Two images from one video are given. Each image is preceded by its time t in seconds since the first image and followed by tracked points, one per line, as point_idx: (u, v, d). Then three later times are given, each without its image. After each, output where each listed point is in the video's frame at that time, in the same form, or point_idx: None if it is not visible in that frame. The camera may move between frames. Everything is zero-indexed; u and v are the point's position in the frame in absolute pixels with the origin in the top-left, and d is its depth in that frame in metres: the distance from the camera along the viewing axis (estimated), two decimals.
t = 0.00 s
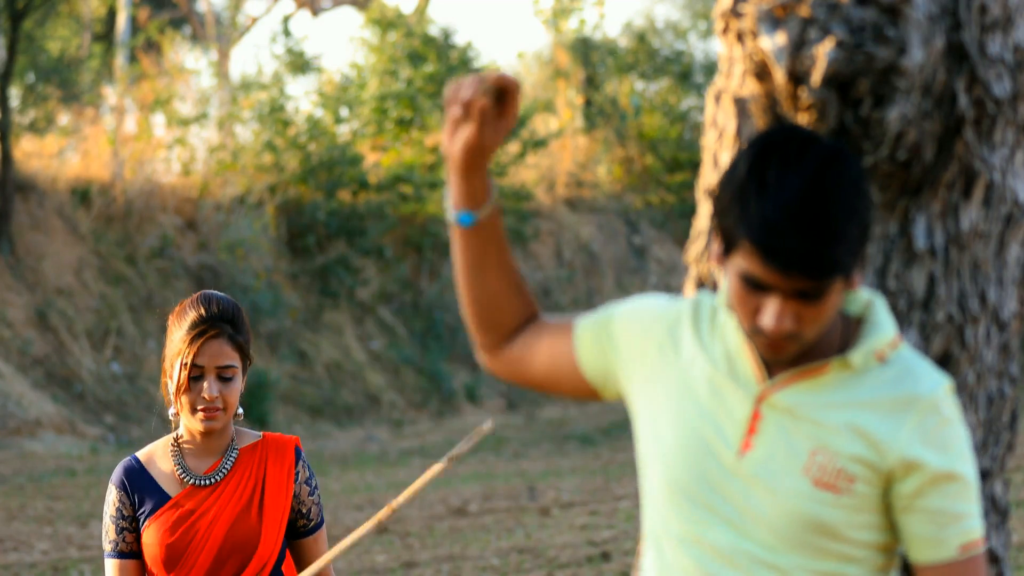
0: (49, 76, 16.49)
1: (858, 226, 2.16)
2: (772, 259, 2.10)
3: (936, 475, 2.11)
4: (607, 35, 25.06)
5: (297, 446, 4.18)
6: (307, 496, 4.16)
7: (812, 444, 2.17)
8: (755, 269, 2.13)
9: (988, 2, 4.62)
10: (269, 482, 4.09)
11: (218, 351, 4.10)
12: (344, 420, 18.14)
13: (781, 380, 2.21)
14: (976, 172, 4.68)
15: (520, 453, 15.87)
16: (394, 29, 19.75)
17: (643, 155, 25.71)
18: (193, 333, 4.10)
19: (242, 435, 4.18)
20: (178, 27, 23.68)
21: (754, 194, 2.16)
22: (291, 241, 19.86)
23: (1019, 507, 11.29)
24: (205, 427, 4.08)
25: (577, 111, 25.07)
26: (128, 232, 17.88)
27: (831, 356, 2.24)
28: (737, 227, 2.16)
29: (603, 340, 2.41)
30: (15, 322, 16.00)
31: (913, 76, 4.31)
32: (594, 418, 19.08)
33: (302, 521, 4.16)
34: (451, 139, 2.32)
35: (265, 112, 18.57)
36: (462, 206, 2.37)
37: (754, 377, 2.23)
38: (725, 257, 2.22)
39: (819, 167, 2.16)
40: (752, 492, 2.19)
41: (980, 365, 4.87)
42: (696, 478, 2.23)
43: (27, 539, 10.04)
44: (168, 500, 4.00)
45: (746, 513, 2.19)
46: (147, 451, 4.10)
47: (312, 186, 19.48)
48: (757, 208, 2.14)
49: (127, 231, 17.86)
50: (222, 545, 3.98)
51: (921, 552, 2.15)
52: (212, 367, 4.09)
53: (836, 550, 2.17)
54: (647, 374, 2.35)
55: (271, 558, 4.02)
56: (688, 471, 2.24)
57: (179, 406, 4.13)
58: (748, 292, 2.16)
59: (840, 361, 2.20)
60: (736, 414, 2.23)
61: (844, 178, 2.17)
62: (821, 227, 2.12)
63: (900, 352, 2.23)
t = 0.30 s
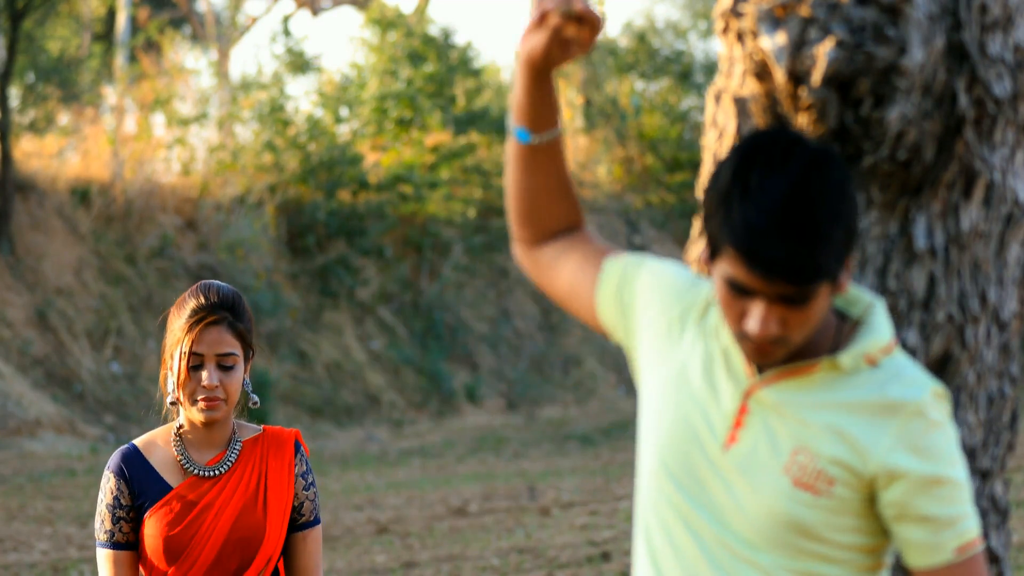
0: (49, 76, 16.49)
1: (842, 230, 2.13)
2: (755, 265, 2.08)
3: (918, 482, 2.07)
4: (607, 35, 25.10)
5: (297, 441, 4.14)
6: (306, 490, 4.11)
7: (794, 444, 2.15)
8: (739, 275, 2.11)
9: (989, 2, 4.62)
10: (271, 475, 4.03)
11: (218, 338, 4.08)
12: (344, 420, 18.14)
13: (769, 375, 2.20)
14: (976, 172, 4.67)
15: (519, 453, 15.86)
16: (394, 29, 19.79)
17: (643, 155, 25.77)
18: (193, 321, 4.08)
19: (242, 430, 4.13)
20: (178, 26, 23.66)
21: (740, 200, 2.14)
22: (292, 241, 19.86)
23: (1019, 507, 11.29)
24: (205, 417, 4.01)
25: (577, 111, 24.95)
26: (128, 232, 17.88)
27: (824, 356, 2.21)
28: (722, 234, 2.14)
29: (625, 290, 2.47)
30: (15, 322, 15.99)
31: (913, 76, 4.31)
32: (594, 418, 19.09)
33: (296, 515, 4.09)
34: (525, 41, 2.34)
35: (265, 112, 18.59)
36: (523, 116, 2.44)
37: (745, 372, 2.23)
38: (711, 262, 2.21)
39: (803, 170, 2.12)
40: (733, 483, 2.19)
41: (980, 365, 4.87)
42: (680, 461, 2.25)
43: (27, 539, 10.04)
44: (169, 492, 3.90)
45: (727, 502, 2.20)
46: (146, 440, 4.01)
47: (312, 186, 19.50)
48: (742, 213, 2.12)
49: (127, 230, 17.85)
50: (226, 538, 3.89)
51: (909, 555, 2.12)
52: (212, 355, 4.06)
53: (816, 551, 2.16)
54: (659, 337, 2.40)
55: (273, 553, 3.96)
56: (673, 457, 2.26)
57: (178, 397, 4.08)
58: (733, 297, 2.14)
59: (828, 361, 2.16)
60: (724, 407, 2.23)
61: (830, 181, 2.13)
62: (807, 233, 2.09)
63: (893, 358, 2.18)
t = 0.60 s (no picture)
0: (49, 76, 16.49)
1: (841, 237, 2.12)
2: (753, 271, 2.08)
3: (918, 485, 2.07)
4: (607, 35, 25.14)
5: (296, 432, 4.12)
6: (304, 481, 4.09)
7: (794, 445, 2.15)
8: (738, 281, 2.11)
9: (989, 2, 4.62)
10: (270, 465, 4.02)
11: (212, 337, 4.02)
12: (344, 420, 18.13)
13: (770, 376, 2.20)
14: (976, 172, 4.67)
15: (519, 453, 15.87)
16: (394, 29, 19.88)
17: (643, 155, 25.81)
18: (185, 320, 4.02)
19: (240, 421, 4.11)
20: (178, 26, 23.67)
21: (739, 206, 2.13)
22: (291, 241, 19.84)
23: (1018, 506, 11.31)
24: (202, 414, 3.99)
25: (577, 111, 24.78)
26: (128, 232, 17.86)
27: (826, 357, 2.21)
28: (720, 240, 2.14)
29: (625, 288, 2.44)
30: (15, 322, 15.98)
31: (914, 75, 4.31)
32: (594, 419, 19.09)
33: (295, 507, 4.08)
34: (538, 24, 2.41)
35: (265, 112, 18.65)
36: (520, 102, 2.42)
37: (746, 373, 2.23)
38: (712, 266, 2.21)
39: (802, 176, 2.12)
40: (734, 484, 2.19)
41: (980, 365, 4.86)
42: (681, 462, 2.26)
43: (27, 539, 10.04)
44: (166, 482, 3.90)
45: (726, 503, 2.20)
46: (143, 433, 4.01)
47: (312, 186, 19.48)
48: (740, 220, 2.12)
49: (127, 231, 17.84)
50: (225, 526, 3.89)
51: (913, 558, 2.12)
52: (205, 355, 4.01)
53: (815, 553, 2.15)
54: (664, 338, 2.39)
55: (274, 541, 3.95)
56: (673, 456, 2.27)
57: (173, 395, 4.05)
58: (732, 301, 2.14)
59: (830, 363, 2.16)
60: (726, 407, 2.24)
61: (828, 186, 2.13)
62: (805, 240, 2.09)
63: (895, 360, 2.18)
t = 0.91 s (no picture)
0: (49, 76, 16.48)
1: (858, 247, 2.31)
2: (770, 280, 2.25)
3: (935, 488, 2.32)
4: (607, 35, 25.11)
5: (301, 427, 4.09)
6: (307, 477, 4.05)
7: (810, 452, 2.35)
8: (755, 288, 2.29)
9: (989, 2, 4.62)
10: (270, 457, 4.00)
11: (203, 331, 4.04)
12: (344, 420, 18.15)
13: (781, 386, 2.40)
14: (977, 172, 4.67)
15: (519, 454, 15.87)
16: (394, 29, 19.65)
17: (644, 155, 25.82)
18: (175, 317, 4.04)
19: (245, 414, 4.11)
20: (178, 26, 23.62)
21: (757, 214, 2.31)
22: (291, 241, 19.83)
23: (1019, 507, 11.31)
24: (202, 408, 4.01)
25: (577, 111, 25.07)
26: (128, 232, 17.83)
27: (832, 364, 2.43)
28: (738, 247, 2.31)
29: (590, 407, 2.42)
30: (15, 322, 16.00)
31: (913, 76, 4.31)
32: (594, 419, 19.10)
33: (297, 504, 4.03)
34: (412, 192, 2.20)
35: (265, 112, 18.42)
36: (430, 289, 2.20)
37: (753, 382, 2.42)
38: (727, 272, 2.39)
39: (820, 187, 2.31)
40: (751, 497, 2.36)
41: (980, 365, 4.85)
42: (693, 483, 2.40)
43: (27, 539, 10.04)
44: (162, 470, 3.95)
45: (741, 517, 2.36)
46: (145, 426, 4.06)
47: (312, 185, 19.37)
48: (759, 228, 2.29)
49: (127, 231, 17.82)
50: (216, 519, 3.89)
51: (923, 562, 2.38)
52: (198, 349, 4.02)
53: (827, 556, 2.36)
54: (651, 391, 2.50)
55: (270, 535, 3.93)
56: (684, 474, 2.41)
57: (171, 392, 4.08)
58: (749, 308, 2.32)
59: (842, 370, 2.39)
60: (736, 419, 2.41)
61: (846, 197, 2.32)
62: (823, 247, 2.27)
63: (901, 361, 2.45)
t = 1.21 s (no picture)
0: (49, 76, 16.46)
1: (859, 234, 2.34)
2: (778, 269, 2.27)
3: (940, 474, 2.38)
4: (607, 35, 25.12)
5: (298, 448, 4.03)
6: (304, 500, 3.99)
7: (819, 457, 2.38)
8: (756, 283, 2.31)
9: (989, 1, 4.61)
10: (267, 478, 3.94)
11: (196, 341, 3.96)
12: (344, 421, 18.16)
13: (778, 399, 2.43)
14: (978, 172, 4.66)
15: (519, 454, 15.89)
16: (395, 29, 19.70)
17: (643, 155, 25.85)
18: (169, 328, 3.96)
19: (240, 433, 4.06)
20: (178, 26, 23.58)
21: (759, 202, 2.33)
22: (291, 241, 19.82)
23: (1018, 507, 11.34)
24: (196, 423, 3.95)
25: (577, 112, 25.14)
26: (128, 232, 17.88)
27: (823, 367, 2.47)
28: (741, 237, 2.33)
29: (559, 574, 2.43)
30: (15, 323, 16.00)
31: (914, 76, 4.31)
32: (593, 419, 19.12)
33: (295, 528, 3.97)
34: None
35: (265, 112, 18.47)
36: None
37: (749, 398, 2.43)
38: (725, 267, 2.40)
39: (821, 175, 2.33)
40: (765, 513, 2.38)
41: (980, 366, 4.84)
42: (706, 509, 2.40)
43: (27, 539, 10.03)
44: (156, 493, 3.88)
45: (757, 533, 2.37)
46: (139, 444, 4.00)
47: (312, 186, 19.38)
48: (762, 217, 2.31)
49: (127, 231, 17.87)
50: (214, 541, 3.83)
51: (917, 549, 2.42)
52: (192, 361, 3.95)
53: (846, 557, 2.39)
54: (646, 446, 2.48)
55: (267, 560, 3.86)
56: (696, 502, 2.41)
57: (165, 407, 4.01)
58: (751, 303, 2.34)
59: (836, 369, 2.43)
60: (739, 436, 2.41)
61: (845, 184, 2.34)
62: (825, 234, 2.30)
63: (887, 349, 2.48)
